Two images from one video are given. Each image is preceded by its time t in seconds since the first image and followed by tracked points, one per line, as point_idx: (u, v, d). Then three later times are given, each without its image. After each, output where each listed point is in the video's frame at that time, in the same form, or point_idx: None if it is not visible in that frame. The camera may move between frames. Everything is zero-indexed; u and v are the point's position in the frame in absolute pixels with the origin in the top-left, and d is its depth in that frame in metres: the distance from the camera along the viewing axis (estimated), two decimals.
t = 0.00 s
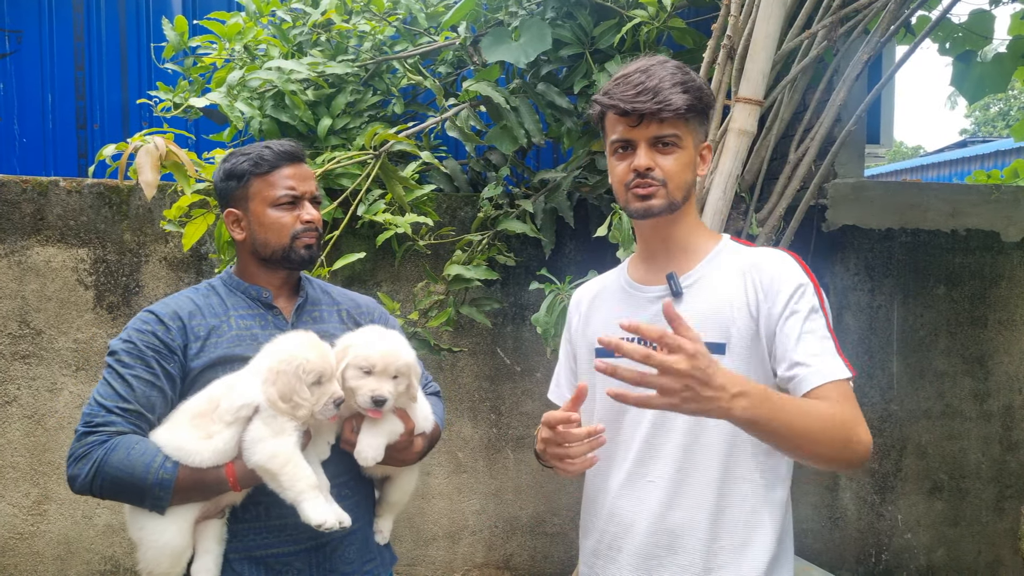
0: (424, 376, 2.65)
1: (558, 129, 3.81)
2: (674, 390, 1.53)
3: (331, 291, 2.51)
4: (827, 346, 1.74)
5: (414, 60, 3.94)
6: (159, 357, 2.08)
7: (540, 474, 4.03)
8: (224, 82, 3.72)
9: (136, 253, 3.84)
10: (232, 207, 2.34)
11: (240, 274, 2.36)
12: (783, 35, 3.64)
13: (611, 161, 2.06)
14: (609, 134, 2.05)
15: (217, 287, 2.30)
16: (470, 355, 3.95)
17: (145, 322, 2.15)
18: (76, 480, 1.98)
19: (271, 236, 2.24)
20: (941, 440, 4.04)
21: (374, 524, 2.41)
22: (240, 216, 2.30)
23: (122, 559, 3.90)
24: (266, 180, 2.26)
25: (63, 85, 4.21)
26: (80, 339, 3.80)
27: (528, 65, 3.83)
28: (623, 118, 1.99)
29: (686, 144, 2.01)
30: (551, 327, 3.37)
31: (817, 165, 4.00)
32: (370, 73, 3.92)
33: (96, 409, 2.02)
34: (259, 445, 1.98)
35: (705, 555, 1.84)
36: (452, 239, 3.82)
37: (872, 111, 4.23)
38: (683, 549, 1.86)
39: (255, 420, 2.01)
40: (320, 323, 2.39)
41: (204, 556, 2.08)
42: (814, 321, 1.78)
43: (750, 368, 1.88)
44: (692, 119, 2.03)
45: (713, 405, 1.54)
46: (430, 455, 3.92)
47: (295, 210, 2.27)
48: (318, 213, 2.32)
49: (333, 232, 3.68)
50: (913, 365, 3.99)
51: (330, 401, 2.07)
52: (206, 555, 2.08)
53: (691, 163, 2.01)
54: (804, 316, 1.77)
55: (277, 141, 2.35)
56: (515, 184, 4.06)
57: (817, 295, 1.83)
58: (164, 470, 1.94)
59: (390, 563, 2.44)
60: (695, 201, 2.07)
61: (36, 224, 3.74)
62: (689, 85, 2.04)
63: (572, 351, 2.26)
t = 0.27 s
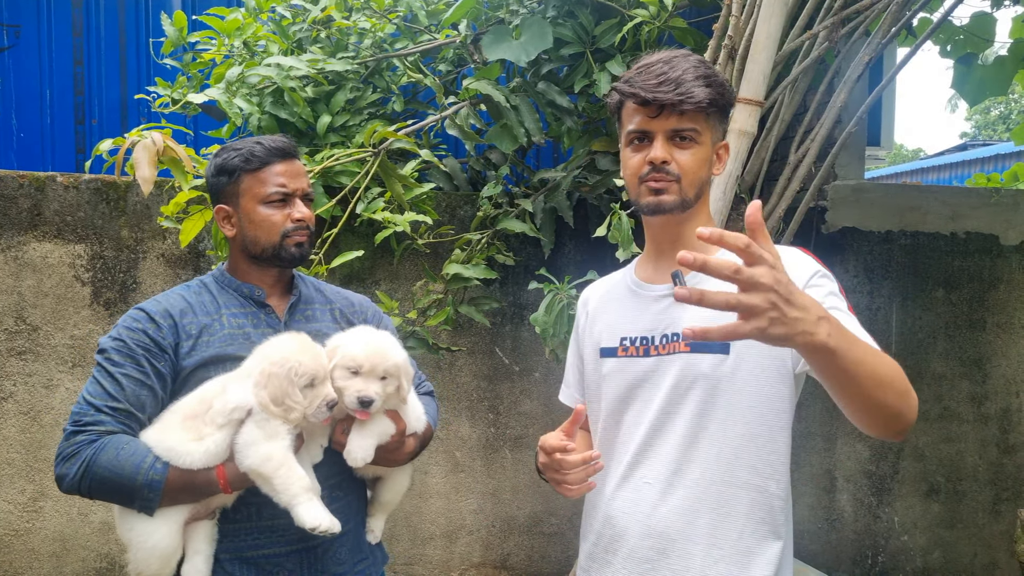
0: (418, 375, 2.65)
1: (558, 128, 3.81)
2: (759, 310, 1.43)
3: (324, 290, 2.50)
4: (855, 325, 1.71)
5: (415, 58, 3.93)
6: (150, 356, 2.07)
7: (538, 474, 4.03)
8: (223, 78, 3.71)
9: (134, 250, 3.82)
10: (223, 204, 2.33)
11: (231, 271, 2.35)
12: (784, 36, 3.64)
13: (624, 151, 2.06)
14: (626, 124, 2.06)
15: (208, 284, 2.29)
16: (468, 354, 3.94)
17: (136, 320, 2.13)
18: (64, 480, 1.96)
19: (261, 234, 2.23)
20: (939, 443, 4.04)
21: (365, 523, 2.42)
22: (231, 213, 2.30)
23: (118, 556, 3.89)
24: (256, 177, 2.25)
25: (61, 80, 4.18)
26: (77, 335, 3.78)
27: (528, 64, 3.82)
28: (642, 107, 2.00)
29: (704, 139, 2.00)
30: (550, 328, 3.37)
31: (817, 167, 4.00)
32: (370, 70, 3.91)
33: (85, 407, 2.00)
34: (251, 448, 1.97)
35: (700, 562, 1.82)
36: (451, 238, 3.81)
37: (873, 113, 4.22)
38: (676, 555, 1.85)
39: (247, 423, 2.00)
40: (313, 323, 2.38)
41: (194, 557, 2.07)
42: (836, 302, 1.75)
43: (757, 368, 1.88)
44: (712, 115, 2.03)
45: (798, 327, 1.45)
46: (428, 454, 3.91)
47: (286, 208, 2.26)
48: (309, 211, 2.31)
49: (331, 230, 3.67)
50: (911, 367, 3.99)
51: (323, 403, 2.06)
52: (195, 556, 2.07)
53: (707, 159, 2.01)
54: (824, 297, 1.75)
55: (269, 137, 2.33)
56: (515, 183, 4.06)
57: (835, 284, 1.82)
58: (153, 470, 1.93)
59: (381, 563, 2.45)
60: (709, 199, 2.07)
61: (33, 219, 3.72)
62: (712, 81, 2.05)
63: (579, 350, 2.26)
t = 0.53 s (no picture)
0: (415, 378, 2.64)
1: (551, 125, 3.81)
2: (674, 325, 1.37)
3: (319, 295, 2.50)
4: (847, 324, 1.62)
5: (407, 59, 3.91)
6: (146, 364, 2.07)
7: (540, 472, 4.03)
8: (215, 84, 3.70)
9: (131, 258, 3.83)
10: (217, 208, 2.33)
11: (226, 276, 2.35)
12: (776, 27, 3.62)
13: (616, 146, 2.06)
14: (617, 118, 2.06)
15: (204, 291, 2.29)
16: (467, 354, 3.93)
17: (131, 328, 2.13)
18: (61, 489, 1.96)
19: (253, 241, 2.23)
20: (942, 432, 4.02)
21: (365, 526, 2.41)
22: (225, 218, 2.29)
23: (124, 564, 3.90)
24: (249, 184, 2.24)
25: (55, 89, 4.19)
26: (77, 344, 3.79)
27: (520, 62, 3.82)
28: (628, 102, 2.00)
29: (694, 131, 1.96)
30: (547, 326, 3.36)
31: (813, 158, 3.98)
32: (362, 72, 3.89)
33: (82, 416, 2.00)
34: (249, 453, 1.98)
35: (696, 563, 1.82)
36: (447, 238, 3.79)
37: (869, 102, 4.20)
38: (672, 556, 1.85)
39: (244, 428, 2.00)
40: (309, 328, 2.38)
41: (193, 564, 2.07)
42: (829, 301, 1.67)
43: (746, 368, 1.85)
44: (704, 105, 1.98)
45: (726, 339, 1.38)
46: (430, 455, 3.91)
47: (277, 215, 2.25)
48: (302, 218, 2.30)
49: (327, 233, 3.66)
50: (913, 356, 3.97)
51: (319, 407, 2.06)
52: (194, 562, 2.07)
53: (699, 151, 1.97)
54: (814, 295, 1.68)
55: (263, 142, 2.33)
56: (510, 180, 4.03)
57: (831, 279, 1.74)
58: (151, 478, 1.93)
59: (382, 567, 2.45)
60: (706, 191, 2.03)
61: (30, 230, 3.73)
62: (705, 69, 2.00)
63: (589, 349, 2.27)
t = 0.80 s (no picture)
0: (425, 383, 2.65)
1: (557, 125, 3.81)
2: (645, 444, 1.45)
3: (331, 299, 2.52)
4: (849, 376, 1.61)
5: (412, 61, 3.92)
6: (161, 368, 2.09)
7: (550, 472, 4.02)
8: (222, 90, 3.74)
9: (142, 264, 3.87)
10: (232, 212, 2.35)
11: (240, 282, 2.37)
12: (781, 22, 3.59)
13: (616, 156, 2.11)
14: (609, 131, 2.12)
15: (218, 296, 2.31)
16: (476, 355, 3.93)
17: (147, 333, 2.16)
18: (78, 491, 1.98)
19: (267, 243, 2.24)
20: (958, 428, 3.97)
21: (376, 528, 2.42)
22: (239, 222, 2.31)
23: (139, 566, 3.94)
24: (264, 187, 2.27)
25: (66, 98, 4.25)
26: (90, 350, 3.84)
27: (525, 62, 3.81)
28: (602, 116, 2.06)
29: (653, 128, 1.91)
30: (555, 326, 3.36)
31: (821, 153, 3.95)
32: (367, 75, 3.91)
33: (99, 419, 2.02)
34: (263, 456, 1.98)
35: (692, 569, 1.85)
36: (454, 239, 3.80)
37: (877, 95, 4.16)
38: (672, 562, 1.90)
39: (258, 431, 2.01)
40: (321, 332, 2.39)
41: (206, 566, 2.07)
42: (835, 344, 1.63)
43: (747, 378, 1.80)
44: (660, 98, 1.91)
45: (693, 458, 1.46)
46: (440, 456, 3.91)
47: (291, 217, 2.27)
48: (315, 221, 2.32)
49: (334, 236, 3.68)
50: (926, 352, 3.92)
51: (331, 411, 2.07)
52: (209, 564, 2.07)
53: (661, 146, 1.91)
54: (817, 339, 1.63)
55: (277, 148, 2.36)
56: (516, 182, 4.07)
57: (838, 304, 1.65)
58: (166, 481, 1.94)
59: (393, 569, 2.47)
60: (687, 185, 1.94)
61: (44, 238, 3.78)
62: (655, 64, 1.94)
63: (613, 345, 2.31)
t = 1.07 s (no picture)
0: (461, 387, 2.66)
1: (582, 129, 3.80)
2: (661, 501, 1.53)
3: (369, 304, 2.53)
4: (877, 399, 1.62)
5: (437, 67, 3.93)
6: (204, 371, 2.13)
7: (577, 476, 4.01)
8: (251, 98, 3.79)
9: (174, 269, 3.94)
10: (273, 219, 2.39)
11: (282, 288, 2.41)
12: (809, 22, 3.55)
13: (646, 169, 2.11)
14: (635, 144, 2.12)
15: (259, 300, 2.34)
16: (503, 359, 3.94)
17: (190, 337, 2.20)
18: (125, 490, 2.03)
19: (309, 245, 2.27)
20: (994, 433, 3.89)
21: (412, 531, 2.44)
22: (281, 227, 2.35)
23: (171, 567, 4.00)
24: (304, 191, 2.32)
25: (100, 107, 4.34)
26: (124, 353, 3.91)
27: (549, 65, 3.80)
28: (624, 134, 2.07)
29: (671, 141, 1.91)
30: (581, 331, 3.35)
31: (850, 153, 3.90)
32: (393, 81, 3.95)
33: (144, 420, 2.07)
34: (298, 460, 2.00)
35: None
36: (479, 244, 3.81)
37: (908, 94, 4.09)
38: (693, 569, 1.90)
39: (295, 435, 2.03)
40: (357, 336, 2.40)
41: (246, 566, 2.10)
42: (860, 365, 1.63)
43: (775, 393, 1.78)
44: (675, 111, 1.91)
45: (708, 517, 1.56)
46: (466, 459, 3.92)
47: (332, 219, 2.32)
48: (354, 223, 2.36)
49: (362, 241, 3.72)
50: (961, 355, 3.85)
51: (366, 416, 2.08)
52: (248, 565, 2.10)
53: (682, 158, 1.90)
54: (841, 365, 1.64)
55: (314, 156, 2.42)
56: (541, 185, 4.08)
57: (865, 325, 1.64)
58: (207, 481, 1.98)
59: (429, 571, 2.49)
60: (712, 193, 1.91)
61: (79, 244, 3.86)
62: (667, 77, 1.94)
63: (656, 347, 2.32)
